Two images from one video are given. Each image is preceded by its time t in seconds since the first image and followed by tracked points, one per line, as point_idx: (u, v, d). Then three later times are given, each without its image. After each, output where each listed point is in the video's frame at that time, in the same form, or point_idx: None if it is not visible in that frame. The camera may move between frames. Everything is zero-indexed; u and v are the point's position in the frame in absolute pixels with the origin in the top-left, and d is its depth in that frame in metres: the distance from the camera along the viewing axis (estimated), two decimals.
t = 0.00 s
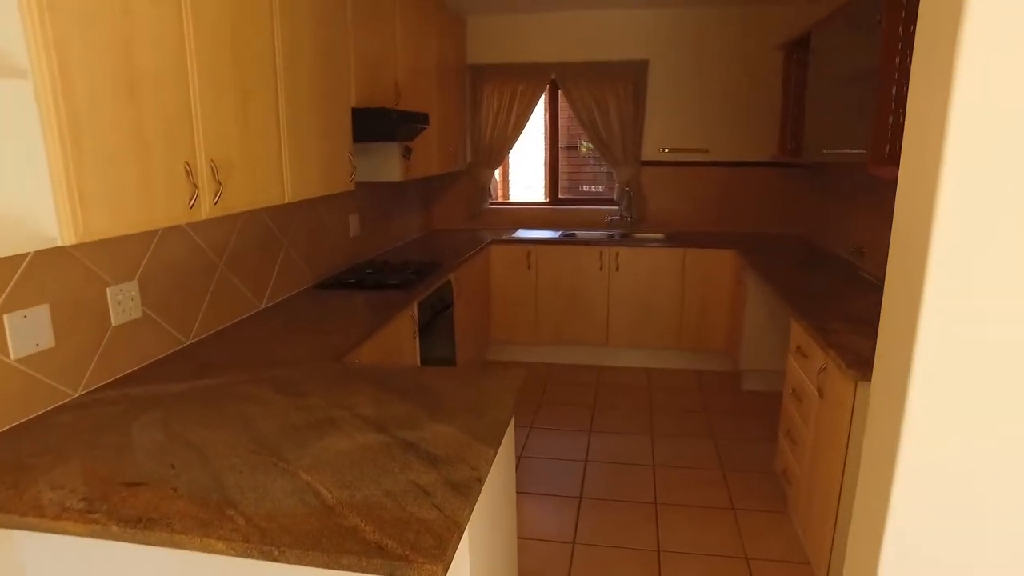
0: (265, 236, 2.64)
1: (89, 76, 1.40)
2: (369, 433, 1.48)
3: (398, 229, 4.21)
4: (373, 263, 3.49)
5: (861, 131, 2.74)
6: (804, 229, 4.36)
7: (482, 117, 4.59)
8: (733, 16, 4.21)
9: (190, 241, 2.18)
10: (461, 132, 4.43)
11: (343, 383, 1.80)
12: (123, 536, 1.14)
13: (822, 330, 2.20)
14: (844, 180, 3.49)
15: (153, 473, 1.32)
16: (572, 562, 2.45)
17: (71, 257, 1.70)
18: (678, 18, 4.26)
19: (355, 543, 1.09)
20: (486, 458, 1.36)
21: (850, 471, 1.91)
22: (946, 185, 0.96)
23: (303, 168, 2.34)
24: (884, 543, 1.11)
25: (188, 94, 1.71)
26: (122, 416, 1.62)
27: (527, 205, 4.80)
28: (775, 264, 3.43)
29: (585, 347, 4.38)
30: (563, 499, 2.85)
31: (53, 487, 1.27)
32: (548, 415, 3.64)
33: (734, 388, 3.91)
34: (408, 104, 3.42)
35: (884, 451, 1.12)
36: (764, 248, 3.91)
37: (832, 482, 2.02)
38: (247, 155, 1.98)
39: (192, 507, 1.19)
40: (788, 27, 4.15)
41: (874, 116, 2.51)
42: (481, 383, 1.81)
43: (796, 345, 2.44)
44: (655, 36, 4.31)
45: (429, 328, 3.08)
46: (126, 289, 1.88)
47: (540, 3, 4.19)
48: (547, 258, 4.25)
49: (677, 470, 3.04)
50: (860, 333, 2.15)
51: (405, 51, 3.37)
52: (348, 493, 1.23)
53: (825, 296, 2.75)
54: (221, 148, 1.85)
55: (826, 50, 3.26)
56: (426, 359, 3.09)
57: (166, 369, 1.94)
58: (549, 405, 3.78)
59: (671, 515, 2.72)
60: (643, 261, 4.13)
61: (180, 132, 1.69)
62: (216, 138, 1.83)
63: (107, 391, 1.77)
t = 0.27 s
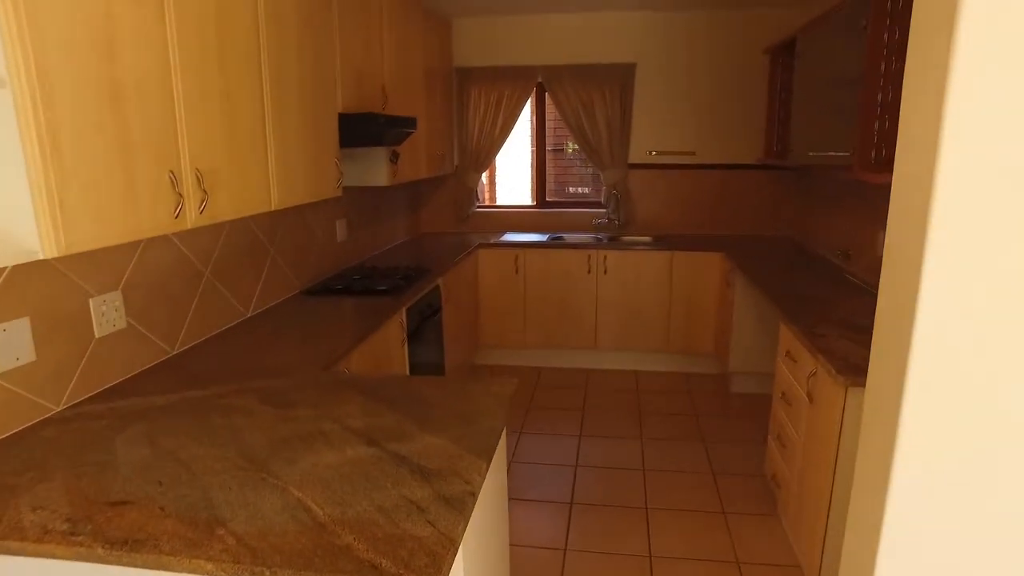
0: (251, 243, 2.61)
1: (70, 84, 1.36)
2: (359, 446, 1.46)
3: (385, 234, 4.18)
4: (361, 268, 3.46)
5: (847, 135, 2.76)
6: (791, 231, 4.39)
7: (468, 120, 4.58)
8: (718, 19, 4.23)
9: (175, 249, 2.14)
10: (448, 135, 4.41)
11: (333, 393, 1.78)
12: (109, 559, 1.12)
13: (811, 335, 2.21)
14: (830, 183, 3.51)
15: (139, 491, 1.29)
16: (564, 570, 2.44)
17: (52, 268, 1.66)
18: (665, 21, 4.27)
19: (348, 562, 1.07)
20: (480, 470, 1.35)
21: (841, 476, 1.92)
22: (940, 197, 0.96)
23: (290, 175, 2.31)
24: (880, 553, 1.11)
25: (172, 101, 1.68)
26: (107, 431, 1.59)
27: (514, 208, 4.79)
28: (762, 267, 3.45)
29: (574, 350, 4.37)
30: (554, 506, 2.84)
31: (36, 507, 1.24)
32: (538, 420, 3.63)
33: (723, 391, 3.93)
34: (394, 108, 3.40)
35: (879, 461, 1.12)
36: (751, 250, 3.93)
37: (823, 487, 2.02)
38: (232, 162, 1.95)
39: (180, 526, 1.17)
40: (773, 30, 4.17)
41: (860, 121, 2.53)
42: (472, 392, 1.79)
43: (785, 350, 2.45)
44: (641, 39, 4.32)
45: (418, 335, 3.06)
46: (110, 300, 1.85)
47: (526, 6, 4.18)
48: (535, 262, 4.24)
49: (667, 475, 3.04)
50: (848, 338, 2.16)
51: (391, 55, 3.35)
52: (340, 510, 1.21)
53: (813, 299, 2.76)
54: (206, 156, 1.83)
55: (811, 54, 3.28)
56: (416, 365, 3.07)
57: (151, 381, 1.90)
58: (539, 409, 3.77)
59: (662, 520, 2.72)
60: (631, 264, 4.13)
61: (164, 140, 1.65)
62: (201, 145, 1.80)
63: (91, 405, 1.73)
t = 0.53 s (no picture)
0: (238, 250, 2.58)
1: (51, 92, 1.33)
2: (351, 459, 1.44)
3: (374, 238, 4.16)
4: (350, 273, 3.44)
5: (837, 140, 2.77)
6: (780, 233, 4.41)
7: (457, 123, 4.56)
8: (707, 22, 4.23)
9: (161, 257, 2.11)
10: (436, 139, 4.39)
11: (323, 403, 1.75)
12: None
13: (803, 340, 2.20)
14: (819, 186, 3.53)
15: (124, 509, 1.26)
16: None
17: (34, 279, 1.62)
18: (654, 24, 4.27)
19: None
20: (473, 484, 1.33)
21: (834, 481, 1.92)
22: (938, 206, 0.96)
23: (278, 181, 2.28)
24: (879, 560, 1.11)
25: (157, 108, 1.65)
26: (91, 445, 1.55)
27: (504, 211, 4.77)
28: (752, 270, 3.45)
29: (565, 354, 4.36)
30: (547, 512, 2.82)
31: (17, 528, 1.21)
32: (529, 425, 3.62)
33: (713, 393, 3.93)
34: (383, 112, 3.38)
35: (878, 471, 1.11)
36: (741, 253, 3.94)
37: (816, 493, 2.02)
38: (219, 169, 1.92)
39: (167, 546, 1.14)
40: (762, 34, 4.19)
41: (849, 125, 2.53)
42: (465, 400, 1.77)
43: (777, 354, 2.44)
44: (630, 42, 4.32)
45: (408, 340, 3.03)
46: (94, 310, 1.81)
47: (514, 9, 4.16)
48: (525, 265, 4.22)
49: (660, 480, 3.03)
50: (840, 342, 2.16)
51: (379, 59, 3.32)
52: (332, 526, 1.19)
53: (803, 303, 2.77)
54: (193, 163, 1.80)
55: (800, 58, 3.29)
56: (406, 372, 3.04)
57: (137, 392, 1.87)
58: (529, 414, 3.76)
59: (655, 525, 2.71)
60: (621, 267, 4.13)
61: (149, 148, 1.62)
62: (188, 152, 1.77)
63: (74, 417, 1.70)
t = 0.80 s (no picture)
0: (226, 257, 2.54)
1: (31, 99, 1.30)
2: (340, 473, 1.41)
3: (365, 243, 4.13)
4: (339, 279, 3.40)
5: (828, 144, 2.78)
6: (771, 237, 4.41)
7: (448, 127, 4.54)
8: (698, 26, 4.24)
9: (146, 266, 2.07)
10: (426, 142, 4.36)
11: (312, 414, 1.72)
12: None
13: (797, 345, 2.19)
14: (810, 190, 3.53)
15: (107, 528, 1.23)
16: None
17: (14, 290, 1.58)
18: (644, 28, 4.27)
19: None
20: (466, 499, 1.30)
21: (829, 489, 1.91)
22: (937, 219, 0.94)
23: (266, 188, 2.25)
24: None
25: (142, 115, 1.62)
26: (74, 459, 1.52)
27: (495, 216, 4.75)
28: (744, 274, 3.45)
29: (557, 359, 4.34)
30: (540, 520, 2.80)
31: None
32: (521, 430, 3.60)
33: (706, 398, 3.92)
34: (373, 116, 3.35)
35: (875, 485, 1.09)
36: (733, 257, 3.94)
37: (811, 500, 2.01)
38: (206, 177, 1.89)
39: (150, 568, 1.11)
40: (752, 38, 4.19)
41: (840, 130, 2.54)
42: (456, 411, 1.75)
43: (770, 360, 2.44)
44: (621, 45, 4.32)
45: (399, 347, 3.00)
46: (77, 320, 1.78)
47: (505, 12, 4.15)
48: (516, 270, 4.20)
49: (653, 486, 3.01)
50: (833, 348, 2.16)
51: (369, 63, 3.30)
52: (320, 545, 1.16)
53: (796, 307, 2.76)
54: (179, 170, 1.76)
55: (790, 62, 3.29)
56: (397, 379, 3.01)
57: (122, 403, 1.83)
58: (522, 419, 3.73)
59: (649, 532, 2.69)
60: (613, 271, 4.12)
61: (134, 156, 1.59)
62: (173, 160, 1.74)
63: (57, 431, 1.66)
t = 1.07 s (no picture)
0: (215, 267, 2.51)
1: (12, 111, 1.26)
2: (330, 492, 1.38)
3: (357, 251, 4.09)
4: (331, 288, 3.37)
5: (822, 152, 2.77)
6: (764, 244, 4.40)
7: (441, 134, 4.52)
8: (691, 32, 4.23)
9: (133, 278, 2.03)
10: (419, 149, 4.34)
11: (300, 430, 1.69)
12: None
13: (793, 355, 2.17)
14: (804, 197, 3.52)
15: (88, 552, 1.19)
16: None
17: None
18: (637, 34, 4.26)
19: None
20: (458, 519, 1.27)
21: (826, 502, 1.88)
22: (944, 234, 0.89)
23: (255, 198, 2.22)
24: None
25: (126, 126, 1.59)
26: (54, 478, 1.47)
27: (488, 223, 4.72)
28: (738, 281, 3.43)
29: (551, 367, 4.31)
30: (534, 531, 2.77)
31: None
32: (515, 440, 3.57)
33: (700, 406, 3.91)
34: (365, 124, 3.33)
35: (877, 513, 1.03)
36: (727, 263, 3.92)
37: (808, 513, 1.98)
38: (193, 187, 1.86)
39: None
40: (745, 44, 4.19)
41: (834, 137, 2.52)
42: (449, 425, 1.72)
43: (766, 370, 2.42)
44: (614, 52, 4.30)
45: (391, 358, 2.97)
46: (60, 334, 1.73)
47: (498, 19, 4.14)
48: (510, 277, 4.17)
49: (648, 496, 2.98)
50: (830, 358, 2.13)
51: (361, 70, 3.28)
52: (309, 569, 1.13)
53: (791, 315, 2.74)
54: (165, 182, 1.73)
55: (784, 68, 3.29)
56: (389, 390, 2.97)
57: (107, 419, 1.79)
58: (516, 428, 3.70)
59: (645, 544, 2.66)
60: (606, 278, 4.09)
61: (118, 168, 1.56)
62: (159, 171, 1.71)
63: (38, 448, 1.61)
